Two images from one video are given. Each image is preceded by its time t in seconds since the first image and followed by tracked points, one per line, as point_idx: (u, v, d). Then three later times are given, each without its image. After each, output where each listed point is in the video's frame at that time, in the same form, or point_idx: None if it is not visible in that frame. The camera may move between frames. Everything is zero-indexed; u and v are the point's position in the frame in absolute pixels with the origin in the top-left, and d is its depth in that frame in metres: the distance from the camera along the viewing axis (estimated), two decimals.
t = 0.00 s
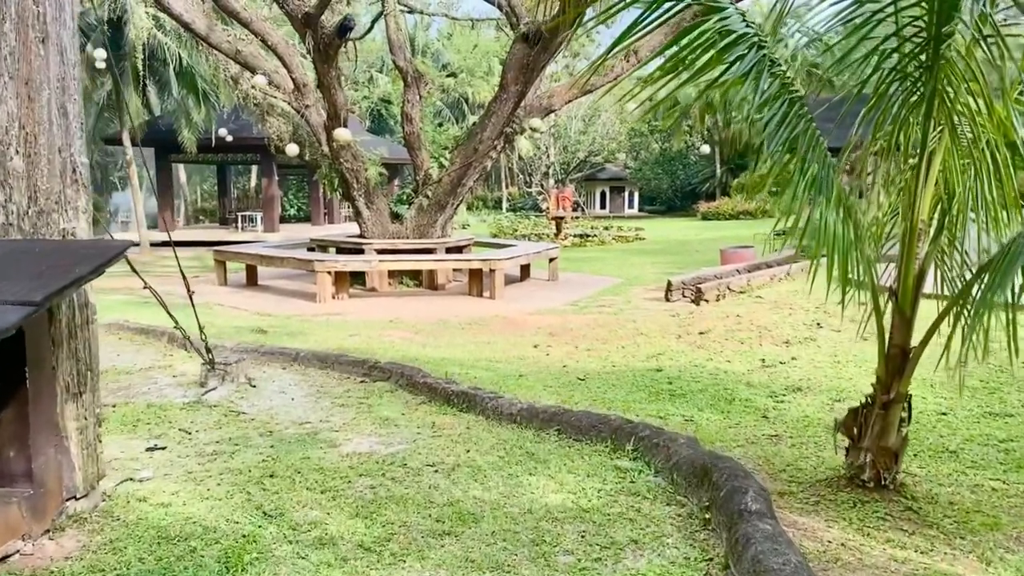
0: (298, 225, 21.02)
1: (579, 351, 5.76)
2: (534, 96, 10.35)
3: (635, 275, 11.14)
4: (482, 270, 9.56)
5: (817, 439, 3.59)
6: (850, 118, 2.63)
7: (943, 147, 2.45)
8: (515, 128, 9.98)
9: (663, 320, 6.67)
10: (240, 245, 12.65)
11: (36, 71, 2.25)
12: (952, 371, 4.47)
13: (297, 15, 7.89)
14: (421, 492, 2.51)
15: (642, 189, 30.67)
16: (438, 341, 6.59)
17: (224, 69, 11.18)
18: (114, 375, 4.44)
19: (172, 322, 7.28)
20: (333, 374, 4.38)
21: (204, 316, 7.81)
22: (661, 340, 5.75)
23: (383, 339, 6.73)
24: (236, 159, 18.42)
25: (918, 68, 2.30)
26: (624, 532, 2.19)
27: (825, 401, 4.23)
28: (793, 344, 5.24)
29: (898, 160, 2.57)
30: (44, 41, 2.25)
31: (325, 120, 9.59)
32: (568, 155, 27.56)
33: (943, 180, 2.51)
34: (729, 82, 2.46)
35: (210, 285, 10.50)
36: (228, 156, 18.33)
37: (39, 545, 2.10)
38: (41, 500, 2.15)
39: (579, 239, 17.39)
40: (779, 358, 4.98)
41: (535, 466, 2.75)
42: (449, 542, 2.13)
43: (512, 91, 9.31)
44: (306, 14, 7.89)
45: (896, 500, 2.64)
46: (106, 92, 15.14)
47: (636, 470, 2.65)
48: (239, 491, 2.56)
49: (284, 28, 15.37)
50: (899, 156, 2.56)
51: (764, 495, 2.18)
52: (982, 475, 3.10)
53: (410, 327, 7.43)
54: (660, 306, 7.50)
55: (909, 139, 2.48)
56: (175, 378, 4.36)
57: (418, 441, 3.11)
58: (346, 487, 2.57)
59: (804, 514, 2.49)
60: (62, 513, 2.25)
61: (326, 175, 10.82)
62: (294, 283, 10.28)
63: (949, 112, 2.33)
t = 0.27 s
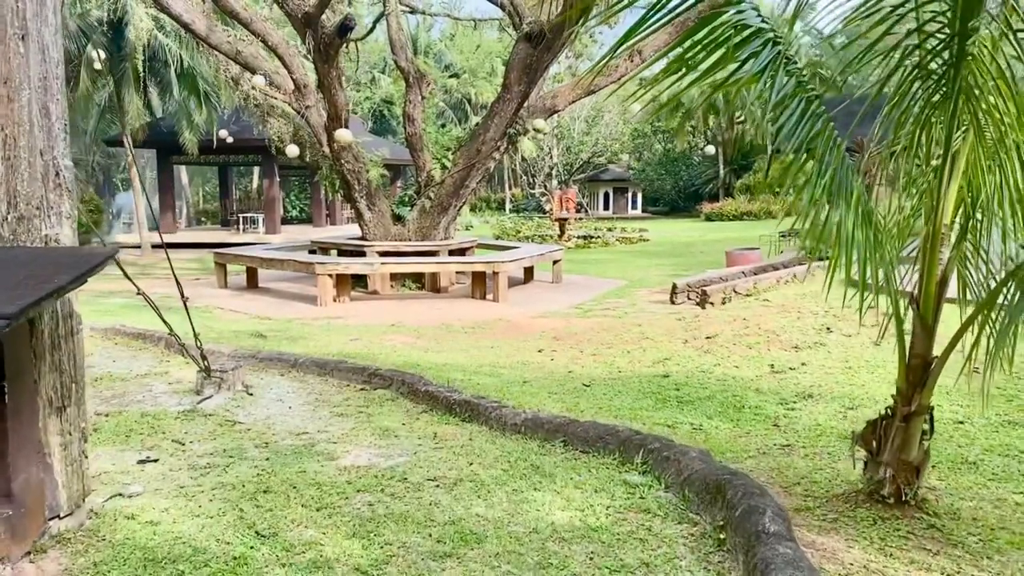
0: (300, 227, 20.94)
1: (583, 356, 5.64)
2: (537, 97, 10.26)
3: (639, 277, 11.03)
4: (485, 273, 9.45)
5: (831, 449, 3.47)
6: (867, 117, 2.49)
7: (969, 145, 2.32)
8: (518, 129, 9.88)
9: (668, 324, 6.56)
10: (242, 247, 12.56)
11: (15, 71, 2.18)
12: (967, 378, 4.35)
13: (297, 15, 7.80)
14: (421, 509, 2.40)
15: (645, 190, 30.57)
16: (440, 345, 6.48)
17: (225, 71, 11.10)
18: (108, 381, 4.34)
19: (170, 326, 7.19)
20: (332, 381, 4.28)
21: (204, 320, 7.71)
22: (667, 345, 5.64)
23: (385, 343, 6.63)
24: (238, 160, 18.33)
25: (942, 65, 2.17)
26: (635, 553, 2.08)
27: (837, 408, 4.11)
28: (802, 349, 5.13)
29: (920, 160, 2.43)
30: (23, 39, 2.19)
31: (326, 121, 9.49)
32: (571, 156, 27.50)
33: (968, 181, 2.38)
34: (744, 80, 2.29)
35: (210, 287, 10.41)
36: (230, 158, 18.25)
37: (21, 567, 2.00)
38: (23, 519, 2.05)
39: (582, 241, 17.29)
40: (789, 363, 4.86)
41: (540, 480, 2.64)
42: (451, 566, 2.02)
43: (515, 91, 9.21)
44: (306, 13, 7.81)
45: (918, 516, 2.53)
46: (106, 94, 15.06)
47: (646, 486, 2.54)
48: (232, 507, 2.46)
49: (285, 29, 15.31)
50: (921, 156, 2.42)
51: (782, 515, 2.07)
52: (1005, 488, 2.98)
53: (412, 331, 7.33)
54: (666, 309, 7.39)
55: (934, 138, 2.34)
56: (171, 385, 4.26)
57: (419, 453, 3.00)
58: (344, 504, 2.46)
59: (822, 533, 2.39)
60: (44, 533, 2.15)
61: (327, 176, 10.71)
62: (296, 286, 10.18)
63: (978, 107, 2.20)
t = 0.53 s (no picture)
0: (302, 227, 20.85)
1: (586, 359, 5.54)
2: (539, 96, 10.15)
3: (642, 278, 10.92)
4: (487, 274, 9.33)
5: (844, 457, 3.36)
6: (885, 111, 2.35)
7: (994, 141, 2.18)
8: (520, 128, 9.77)
9: (672, 326, 6.45)
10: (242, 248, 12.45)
11: None
12: (982, 382, 4.23)
13: (295, 13, 7.69)
14: (418, 524, 2.29)
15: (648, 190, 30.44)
16: (440, 347, 6.37)
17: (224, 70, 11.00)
18: (100, 386, 4.24)
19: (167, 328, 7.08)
20: (329, 386, 4.17)
21: (202, 322, 7.61)
22: (673, 347, 5.53)
23: (385, 345, 6.52)
24: (239, 161, 18.24)
25: (966, 56, 2.02)
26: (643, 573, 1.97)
27: (849, 414, 3.99)
28: (811, 352, 5.01)
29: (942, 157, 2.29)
30: None
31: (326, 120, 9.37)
32: (573, 156, 27.43)
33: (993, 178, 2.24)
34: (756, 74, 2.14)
35: (209, 289, 10.31)
36: (231, 158, 18.15)
37: None
38: None
39: (585, 241, 17.19)
40: (798, 366, 4.75)
41: (543, 492, 2.53)
42: None
43: (517, 90, 9.11)
44: (305, 11, 7.71)
45: (940, 531, 2.42)
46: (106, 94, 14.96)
47: (654, 498, 2.43)
48: (220, 522, 2.35)
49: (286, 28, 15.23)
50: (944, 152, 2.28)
51: (800, 533, 1.95)
52: None
53: (412, 332, 7.22)
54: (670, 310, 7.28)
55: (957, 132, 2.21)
56: (164, 390, 4.15)
57: (417, 462, 2.89)
58: (337, 519, 2.35)
59: (841, 550, 2.29)
60: (21, 551, 2.05)
61: (327, 176, 10.60)
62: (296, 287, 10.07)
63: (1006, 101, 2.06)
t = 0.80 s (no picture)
0: (303, 229, 20.75)
1: (589, 364, 5.41)
2: (541, 96, 10.03)
3: (645, 279, 10.80)
4: (488, 275, 9.21)
5: (858, 469, 3.23)
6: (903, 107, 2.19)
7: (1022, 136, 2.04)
8: (521, 128, 9.66)
9: (677, 329, 6.32)
10: (242, 250, 12.35)
11: None
12: (997, 388, 4.11)
13: (293, 11, 7.56)
14: (412, 543, 2.17)
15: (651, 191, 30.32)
16: (440, 351, 6.25)
17: (223, 70, 10.88)
18: (89, 393, 4.12)
19: (163, 332, 6.97)
20: (325, 393, 4.05)
21: (199, 326, 7.49)
22: (678, 351, 5.41)
23: (384, 349, 6.40)
24: (239, 162, 18.13)
25: (992, 48, 1.87)
26: None
27: (860, 421, 3.86)
28: (819, 357, 4.88)
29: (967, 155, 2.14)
30: None
31: (325, 120, 9.25)
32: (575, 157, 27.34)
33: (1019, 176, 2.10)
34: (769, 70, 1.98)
35: (207, 291, 10.20)
36: (231, 159, 18.04)
37: None
38: None
39: (587, 242, 17.07)
40: (806, 372, 4.63)
41: (543, 508, 2.41)
42: None
43: (518, 90, 9.01)
44: (302, 10, 7.58)
45: (962, 551, 2.30)
46: (105, 95, 14.85)
47: (661, 516, 2.31)
48: (202, 540, 2.23)
49: (286, 28, 15.13)
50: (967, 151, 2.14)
51: (817, 556, 1.84)
52: None
53: (412, 335, 7.10)
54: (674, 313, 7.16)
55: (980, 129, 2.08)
56: (154, 397, 4.03)
57: (411, 475, 2.76)
58: (327, 538, 2.23)
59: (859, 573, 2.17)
60: None
61: (326, 177, 10.48)
62: (296, 289, 9.97)
63: None
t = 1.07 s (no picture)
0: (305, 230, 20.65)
1: (593, 369, 5.30)
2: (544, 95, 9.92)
3: (649, 281, 10.68)
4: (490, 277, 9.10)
5: (872, 482, 3.11)
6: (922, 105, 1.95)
7: None
8: (525, 128, 9.56)
9: (683, 333, 6.20)
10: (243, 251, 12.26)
11: None
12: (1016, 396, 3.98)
13: (292, 9, 7.45)
14: (408, 565, 2.06)
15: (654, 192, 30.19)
16: (442, 355, 6.14)
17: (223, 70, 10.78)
18: (80, 400, 4.01)
19: (160, 336, 6.86)
20: (322, 401, 3.94)
21: (197, 329, 7.39)
22: (684, 356, 5.29)
23: (385, 353, 6.30)
24: (241, 163, 18.05)
25: None
26: None
27: (874, 430, 3.74)
28: (830, 363, 4.76)
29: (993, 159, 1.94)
30: None
31: (325, 120, 9.13)
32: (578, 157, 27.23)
33: None
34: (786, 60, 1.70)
35: (207, 293, 10.10)
36: (233, 160, 17.95)
37: None
38: None
39: (591, 243, 16.96)
40: (817, 378, 4.51)
41: (547, 527, 2.29)
42: None
43: (521, 89, 8.91)
44: (302, 8, 7.48)
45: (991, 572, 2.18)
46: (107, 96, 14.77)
47: (671, 536, 2.19)
48: (187, 562, 2.12)
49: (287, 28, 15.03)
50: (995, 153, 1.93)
51: None
52: None
53: (413, 339, 6.99)
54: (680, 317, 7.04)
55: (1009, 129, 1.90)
56: (147, 405, 3.92)
57: (409, 489, 2.65)
58: (319, 560, 2.11)
59: None
60: None
61: (327, 178, 10.37)
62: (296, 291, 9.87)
63: None
